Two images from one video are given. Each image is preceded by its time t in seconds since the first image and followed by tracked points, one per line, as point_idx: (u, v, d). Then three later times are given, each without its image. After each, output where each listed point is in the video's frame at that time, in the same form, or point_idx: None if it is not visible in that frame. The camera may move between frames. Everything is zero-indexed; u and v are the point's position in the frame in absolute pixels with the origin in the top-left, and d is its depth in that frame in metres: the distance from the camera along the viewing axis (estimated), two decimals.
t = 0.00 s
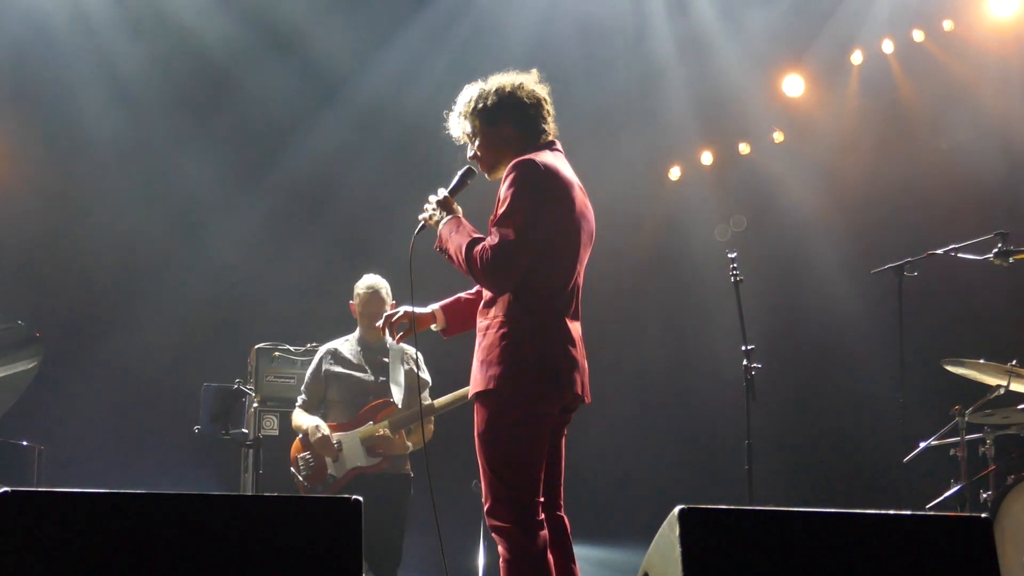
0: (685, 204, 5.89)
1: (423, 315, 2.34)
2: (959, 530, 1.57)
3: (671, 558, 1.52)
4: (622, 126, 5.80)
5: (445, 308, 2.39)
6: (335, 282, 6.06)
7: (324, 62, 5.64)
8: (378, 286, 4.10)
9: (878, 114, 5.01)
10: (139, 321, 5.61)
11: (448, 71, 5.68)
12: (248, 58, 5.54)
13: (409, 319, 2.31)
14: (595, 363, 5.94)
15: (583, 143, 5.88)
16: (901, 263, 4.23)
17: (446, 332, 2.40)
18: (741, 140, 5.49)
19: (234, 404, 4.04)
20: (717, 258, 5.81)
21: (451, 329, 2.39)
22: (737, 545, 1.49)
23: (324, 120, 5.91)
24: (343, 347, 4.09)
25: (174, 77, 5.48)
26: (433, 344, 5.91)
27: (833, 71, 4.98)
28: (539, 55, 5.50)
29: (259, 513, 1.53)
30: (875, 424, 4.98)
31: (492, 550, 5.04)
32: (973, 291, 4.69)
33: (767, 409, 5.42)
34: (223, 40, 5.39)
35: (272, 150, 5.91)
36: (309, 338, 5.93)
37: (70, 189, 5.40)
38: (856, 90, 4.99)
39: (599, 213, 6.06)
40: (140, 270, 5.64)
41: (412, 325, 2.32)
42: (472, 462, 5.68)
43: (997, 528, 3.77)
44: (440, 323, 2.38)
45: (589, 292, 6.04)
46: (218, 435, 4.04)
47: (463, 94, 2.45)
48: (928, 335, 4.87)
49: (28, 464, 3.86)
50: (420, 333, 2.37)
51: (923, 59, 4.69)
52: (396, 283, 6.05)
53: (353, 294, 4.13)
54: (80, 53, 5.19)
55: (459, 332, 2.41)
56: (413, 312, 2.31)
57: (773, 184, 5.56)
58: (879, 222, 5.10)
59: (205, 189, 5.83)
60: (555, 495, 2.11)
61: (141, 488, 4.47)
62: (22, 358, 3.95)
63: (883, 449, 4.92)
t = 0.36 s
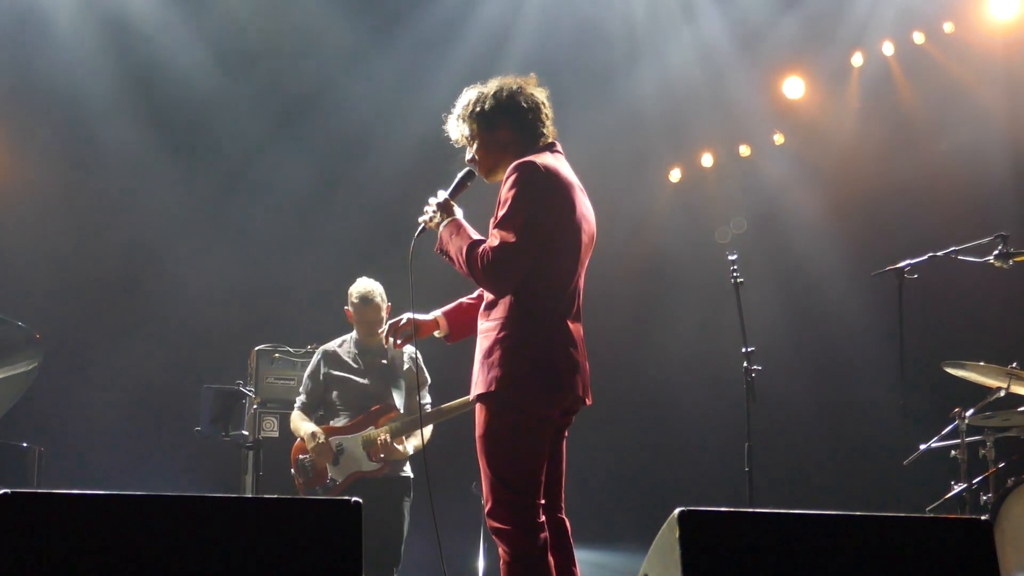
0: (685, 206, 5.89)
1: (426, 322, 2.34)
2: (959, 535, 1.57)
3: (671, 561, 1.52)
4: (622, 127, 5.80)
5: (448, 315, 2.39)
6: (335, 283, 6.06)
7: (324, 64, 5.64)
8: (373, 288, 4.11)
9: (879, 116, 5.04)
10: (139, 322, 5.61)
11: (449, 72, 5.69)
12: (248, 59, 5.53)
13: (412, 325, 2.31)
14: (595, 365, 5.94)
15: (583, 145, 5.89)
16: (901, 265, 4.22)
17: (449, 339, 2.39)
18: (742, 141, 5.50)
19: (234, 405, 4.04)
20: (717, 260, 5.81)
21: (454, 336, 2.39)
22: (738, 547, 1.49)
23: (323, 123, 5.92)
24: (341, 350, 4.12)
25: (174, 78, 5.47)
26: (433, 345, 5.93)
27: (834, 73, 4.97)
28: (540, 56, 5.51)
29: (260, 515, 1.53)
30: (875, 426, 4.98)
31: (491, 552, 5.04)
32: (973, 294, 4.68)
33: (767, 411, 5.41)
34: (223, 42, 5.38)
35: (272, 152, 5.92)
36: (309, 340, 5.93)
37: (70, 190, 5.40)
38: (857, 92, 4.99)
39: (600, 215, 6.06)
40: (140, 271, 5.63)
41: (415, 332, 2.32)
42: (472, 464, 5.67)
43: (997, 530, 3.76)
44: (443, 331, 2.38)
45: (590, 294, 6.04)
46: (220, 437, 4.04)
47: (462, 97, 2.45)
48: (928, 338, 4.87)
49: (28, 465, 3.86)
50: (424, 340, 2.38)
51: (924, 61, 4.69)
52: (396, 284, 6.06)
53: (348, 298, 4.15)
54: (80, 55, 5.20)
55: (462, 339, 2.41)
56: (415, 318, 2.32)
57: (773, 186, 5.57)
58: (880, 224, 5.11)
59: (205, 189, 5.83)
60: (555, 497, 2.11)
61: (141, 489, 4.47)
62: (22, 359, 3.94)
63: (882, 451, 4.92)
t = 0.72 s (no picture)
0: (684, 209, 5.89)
1: (427, 329, 2.35)
2: (959, 540, 1.57)
3: (672, 561, 1.53)
4: (622, 130, 5.81)
5: (450, 321, 2.39)
6: (335, 286, 6.07)
7: (324, 67, 5.64)
8: (380, 292, 4.10)
9: (879, 120, 5.04)
10: (140, 326, 5.61)
11: (449, 75, 5.70)
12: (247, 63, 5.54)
13: (414, 333, 2.34)
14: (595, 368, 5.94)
15: (583, 146, 5.90)
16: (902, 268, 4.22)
17: (452, 346, 2.39)
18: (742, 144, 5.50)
19: (234, 409, 4.03)
20: (716, 263, 5.82)
21: (457, 343, 2.39)
22: (740, 549, 1.49)
23: (323, 126, 5.92)
24: (341, 353, 4.11)
25: (174, 81, 5.48)
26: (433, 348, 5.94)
27: (834, 77, 4.97)
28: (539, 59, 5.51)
29: (257, 518, 1.53)
30: (875, 428, 4.98)
31: (491, 555, 5.04)
32: (973, 296, 4.68)
33: (767, 414, 5.41)
34: (223, 45, 5.38)
35: (272, 155, 5.93)
36: (309, 342, 5.93)
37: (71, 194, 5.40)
38: (857, 96, 4.99)
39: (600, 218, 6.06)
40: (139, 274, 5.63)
41: (416, 339, 2.34)
42: (472, 466, 5.68)
43: (998, 534, 3.75)
44: (445, 337, 2.38)
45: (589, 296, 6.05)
46: (220, 439, 4.05)
47: (464, 99, 2.45)
48: (928, 340, 4.86)
49: (28, 469, 3.86)
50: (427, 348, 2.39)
51: (923, 64, 4.67)
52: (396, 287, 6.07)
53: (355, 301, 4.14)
54: (80, 58, 5.18)
55: (464, 345, 2.40)
56: (417, 325, 2.34)
57: (773, 189, 5.57)
58: (879, 227, 5.11)
59: (206, 192, 5.83)
60: (555, 501, 2.11)
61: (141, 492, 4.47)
62: (22, 363, 3.95)
63: (882, 454, 4.91)
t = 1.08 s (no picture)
0: (684, 212, 5.89)
1: (423, 308, 2.35)
2: (959, 537, 1.58)
3: (673, 564, 1.53)
4: (622, 134, 5.83)
5: (445, 305, 2.39)
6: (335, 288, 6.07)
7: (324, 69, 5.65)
8: (371, 293, 4.10)
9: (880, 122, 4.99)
10: (140, 328, 5.61)
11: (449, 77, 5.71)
12: (250, 63, 5.61)
13: (410, 317, 2.32)
14: (595, 370, 5.94)
15: (583, 148, 5.91)
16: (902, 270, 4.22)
17: (444, 332, 2.39)
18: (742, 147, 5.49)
19: (234, 411, 4.02)
20: (716, 265, 5.82)
21: (450, 329, 2.39)
22: (740, 551, 1.49)
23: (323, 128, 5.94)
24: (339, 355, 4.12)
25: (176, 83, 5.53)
26: (433, 350, 5.95)
27: (833, 79, 4.98)
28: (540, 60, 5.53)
29: (256, 520, 1.53)
30: (874, 431, 4.98)
31: (491, 557, 5.04)
32: (973, 299, 4.68)
33: (767, 416, 5.41)
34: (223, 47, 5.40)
35: (272, 156, 5.94)
36: (310, 344, 5.94)
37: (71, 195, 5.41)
38: (857, 98, 4.98)
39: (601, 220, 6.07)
40: (140, 277, 5.64)
41: (412, 323, 2.32)
42: (472, 468, 5.68)
43: (998, 537, 3.75)
44: (439, 322, 2.38)
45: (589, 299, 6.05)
46: (220, 441, 4.06)
47: (465, 99, 2.45)
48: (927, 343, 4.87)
49: (28, 472, 3.86)
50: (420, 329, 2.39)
51: (923, 66, 4.69)
52: (396, 289, 6.07)
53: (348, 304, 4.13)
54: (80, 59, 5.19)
55: (458, 334, 2.41)
56: (412, 307, 2.33)
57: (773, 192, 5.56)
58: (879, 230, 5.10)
59: (206, 194, 5.84)
60: (555, 502, 2.12)
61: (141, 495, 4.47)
62: (22, 365, 3.95)
63: (882, 456, 4.91)
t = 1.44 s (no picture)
0: (685, 212, 5.90)
1: (427, 296, 2.37)
2: (958, 540, 1.57)
3: (674, 567, 1.53)
4: (623, 135, 5.83)
5: (450, 295, 2.37)
6: (336, 289, 6.08)
7: (325, 70, 5.66)
8: (375, 292, 4.13)
9: (881, 124, 5.03)
10: (141, 329, 5.61)
11: (450, 78, 5.72)
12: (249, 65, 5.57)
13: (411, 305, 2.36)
14: (595, 371, 5.94)
15: (584, 148, 5.92)
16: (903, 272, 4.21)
17: (446, 324, 2.38)
18: (742, 148, 5.50)
19: (235, 413, 4.03)
20: (717, 266, 5.82)
21: (453, 322, 2.36)
22: (740, 554, 1.49)
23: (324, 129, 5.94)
24: (342, 356, 4.10)
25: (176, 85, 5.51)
26: (434, 350, 5.96)
27: (835, 80, 4.97)
28: (541, 61, 5.53)
29: (258, 522, 1.53)
30: (875, 432, 4.98)
31: (491, 557, 5.05)
32: (975, 300, 4.68)
33: (768, 417, 5.42)
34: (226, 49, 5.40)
35: (273, 157, 5.95)
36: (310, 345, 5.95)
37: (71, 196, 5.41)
38: (858, 99, 4.99)
39: (601, 220, 6.08)
40: (141, 278, 5.64)
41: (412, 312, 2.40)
42: (472, 469, 5.69)
43: (998, 538, 3.75)
44: (442, 313, 2.36)
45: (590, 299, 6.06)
46: (221, 442, 4.07)
47: (470, 98, 2.45)
48: (927, 343, 4.87)
49: (28, 472, 3.86)
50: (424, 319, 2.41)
51: (924, 68, 4.68)
52: (397, 290, 6.08)
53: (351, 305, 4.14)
54: (81, 60, 5.20)
55: (460, 326, 2.37)
56: (417, 294, 2.37)
57: (774, 193, 5.57)
58: (880, 230, 5.11)
59: (207, 195, 5.85)
60: (555, 503, 2.12)
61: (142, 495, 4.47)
62: (22, 364, 3.94)
63: (882, 458, 4.92)
